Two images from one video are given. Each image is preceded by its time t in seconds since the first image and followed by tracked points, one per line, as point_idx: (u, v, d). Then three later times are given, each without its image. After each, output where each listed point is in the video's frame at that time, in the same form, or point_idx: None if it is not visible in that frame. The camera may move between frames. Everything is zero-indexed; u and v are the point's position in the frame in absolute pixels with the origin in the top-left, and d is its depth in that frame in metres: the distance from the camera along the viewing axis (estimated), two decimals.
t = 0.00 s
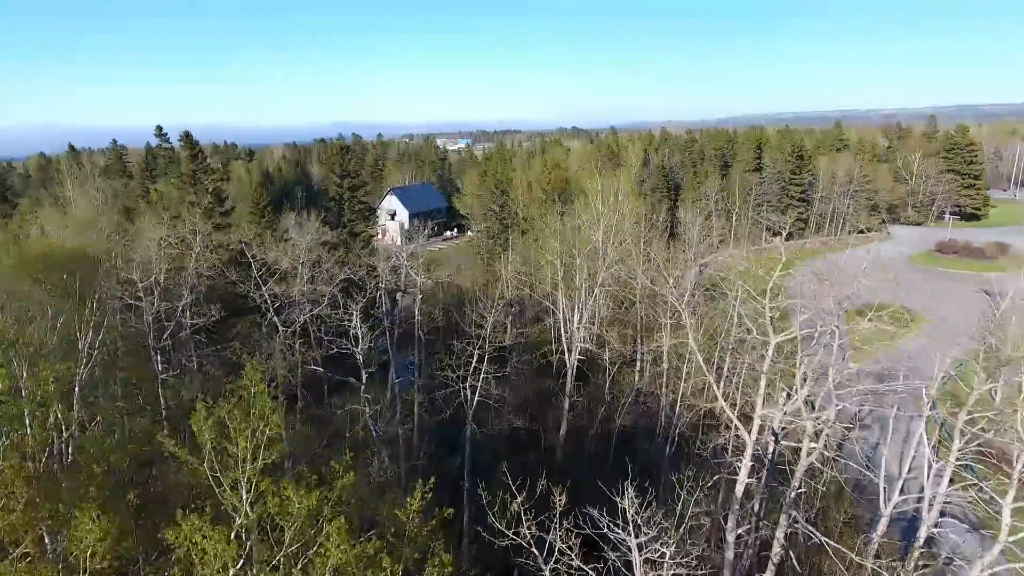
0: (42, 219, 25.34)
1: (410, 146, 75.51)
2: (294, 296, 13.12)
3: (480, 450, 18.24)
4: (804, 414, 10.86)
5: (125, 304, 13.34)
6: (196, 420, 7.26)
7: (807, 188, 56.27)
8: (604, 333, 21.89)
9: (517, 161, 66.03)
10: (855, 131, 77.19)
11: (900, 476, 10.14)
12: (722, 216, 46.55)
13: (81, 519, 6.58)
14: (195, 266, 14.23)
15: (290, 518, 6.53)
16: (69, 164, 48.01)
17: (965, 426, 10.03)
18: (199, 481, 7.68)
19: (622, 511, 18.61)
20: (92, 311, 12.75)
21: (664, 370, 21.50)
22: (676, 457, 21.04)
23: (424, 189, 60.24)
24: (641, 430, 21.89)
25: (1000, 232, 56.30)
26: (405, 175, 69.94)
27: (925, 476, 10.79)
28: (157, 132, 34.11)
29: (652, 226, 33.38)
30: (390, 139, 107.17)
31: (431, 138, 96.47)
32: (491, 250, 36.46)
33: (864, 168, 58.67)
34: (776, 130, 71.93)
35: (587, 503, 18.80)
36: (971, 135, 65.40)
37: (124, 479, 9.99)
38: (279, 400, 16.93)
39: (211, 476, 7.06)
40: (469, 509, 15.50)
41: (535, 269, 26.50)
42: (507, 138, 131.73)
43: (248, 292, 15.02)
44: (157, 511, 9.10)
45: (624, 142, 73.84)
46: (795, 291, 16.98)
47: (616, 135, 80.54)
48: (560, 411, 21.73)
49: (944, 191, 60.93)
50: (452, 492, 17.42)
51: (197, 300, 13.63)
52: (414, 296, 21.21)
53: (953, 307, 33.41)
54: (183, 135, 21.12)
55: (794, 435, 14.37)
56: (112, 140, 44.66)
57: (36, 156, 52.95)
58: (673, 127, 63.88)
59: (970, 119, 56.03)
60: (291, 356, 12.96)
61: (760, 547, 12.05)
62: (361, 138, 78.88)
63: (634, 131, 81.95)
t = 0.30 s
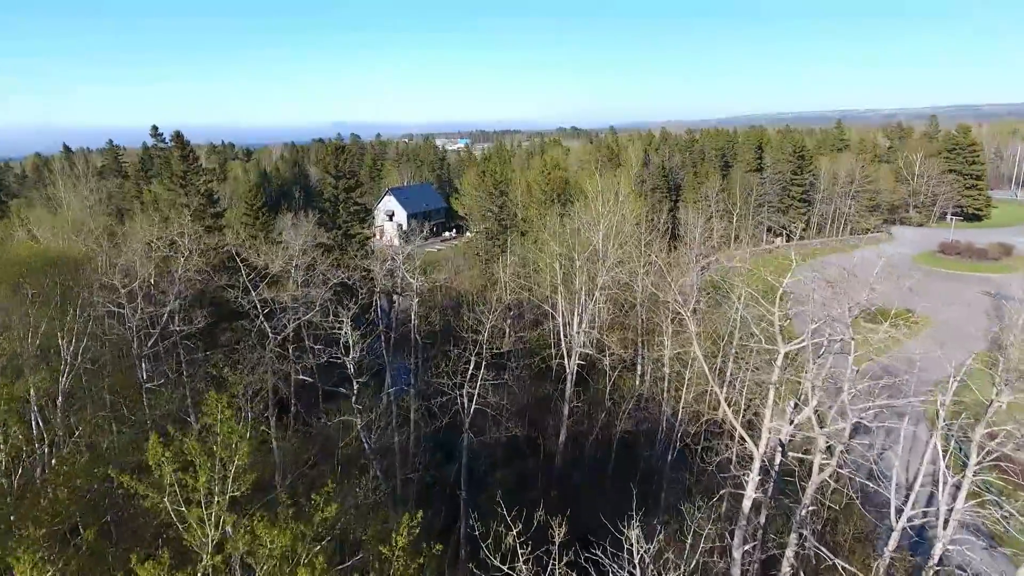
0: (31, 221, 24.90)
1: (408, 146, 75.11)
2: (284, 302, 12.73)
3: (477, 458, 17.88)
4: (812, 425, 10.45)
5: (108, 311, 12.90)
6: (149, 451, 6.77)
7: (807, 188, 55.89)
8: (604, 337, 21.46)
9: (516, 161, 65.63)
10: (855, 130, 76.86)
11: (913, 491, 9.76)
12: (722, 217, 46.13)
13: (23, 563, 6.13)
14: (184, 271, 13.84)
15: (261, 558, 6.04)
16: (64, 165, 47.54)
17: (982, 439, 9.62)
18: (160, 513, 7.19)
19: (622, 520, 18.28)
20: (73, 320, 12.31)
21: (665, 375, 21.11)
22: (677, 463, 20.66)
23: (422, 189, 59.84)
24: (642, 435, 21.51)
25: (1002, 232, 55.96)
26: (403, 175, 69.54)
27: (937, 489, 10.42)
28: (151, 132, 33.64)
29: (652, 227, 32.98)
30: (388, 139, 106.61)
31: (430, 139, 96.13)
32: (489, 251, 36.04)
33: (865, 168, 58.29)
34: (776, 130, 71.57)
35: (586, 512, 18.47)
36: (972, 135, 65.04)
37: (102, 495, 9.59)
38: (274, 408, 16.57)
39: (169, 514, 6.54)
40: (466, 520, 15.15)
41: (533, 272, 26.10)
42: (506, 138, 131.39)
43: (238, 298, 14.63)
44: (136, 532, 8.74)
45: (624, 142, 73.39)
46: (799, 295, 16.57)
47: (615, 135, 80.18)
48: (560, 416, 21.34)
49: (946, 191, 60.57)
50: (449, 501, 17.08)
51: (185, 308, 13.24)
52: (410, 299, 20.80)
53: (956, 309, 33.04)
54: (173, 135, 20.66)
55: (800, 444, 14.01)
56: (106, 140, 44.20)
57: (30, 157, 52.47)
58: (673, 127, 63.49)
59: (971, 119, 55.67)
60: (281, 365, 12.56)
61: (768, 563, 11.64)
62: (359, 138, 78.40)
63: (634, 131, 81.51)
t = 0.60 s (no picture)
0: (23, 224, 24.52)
1: (408, 146, 74.75)
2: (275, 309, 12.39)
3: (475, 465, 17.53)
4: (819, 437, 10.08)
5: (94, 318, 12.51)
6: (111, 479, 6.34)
7: (809, 189, 55.57)
8: (605, 341, 21.07)
9: (516, 161, 65.26)
10: (857, 131, 76.58)
11: (925, 506, 9.40)
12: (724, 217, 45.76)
13: None
14: (172, 276, 13.48)
15: None
16: (61, 166, 47.23)
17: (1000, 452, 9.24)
18: (123, 546, 6.79)
19: (622, 527, 17.93)
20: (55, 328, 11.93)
21: (667, 380, 20.73)
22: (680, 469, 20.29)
23: (421, 189, 59.49)
24: (644, 440, 21.13)
25: (1005, 233, 55.55)
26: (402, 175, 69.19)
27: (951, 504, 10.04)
28: (147, 132, 33.32)
29: (653, 228, 32.63)
30: (388, 139, 106.35)
31: (430, 139, 95.86)
32: (489, 252, 35.74)
33: (867, 168, 57.93)
34: (778, 130, 71.23)
35: (586, 519, 18.13)
36: (975, 135, 64.68)
37: (82, 510, 9.23)
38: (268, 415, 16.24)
39: (135, 545, 6.17)
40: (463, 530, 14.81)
41: (533, 274, 25.74)
42: (507, 138, 131.23)
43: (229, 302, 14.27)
44: (115, 550, 8.40)
45: (624, 142, 73.02)
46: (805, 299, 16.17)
47: (615, 135, 79.88)
48: (560, 421, 20.97)
49: (948, 192, 60.22)
50: (446, 509, 16.74)
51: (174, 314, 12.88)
52: (408, 303, 20.41)
53: (961, 311, 32.69)
54: (166, 134, 20.29)
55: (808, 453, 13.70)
56: (102, 141, 43.88)
57: (27, 158, 52.19)
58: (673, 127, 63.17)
59: (974, 119, 55.29)
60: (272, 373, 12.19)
61: None
62: (358, 138, 78.01)
63: (634, 131, 81.09)
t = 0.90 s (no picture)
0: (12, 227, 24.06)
1: (406, 146, 74.29)
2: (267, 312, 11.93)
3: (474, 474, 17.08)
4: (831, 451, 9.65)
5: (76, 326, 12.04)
6: (64, 525, 5.86)
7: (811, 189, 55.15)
8: (606, 346, 20.62)
9: (515, 161, 64.81)
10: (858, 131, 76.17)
11: (940, 523, 9.01)
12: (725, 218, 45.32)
13: None
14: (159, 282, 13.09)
15: None
16: (55, 167, 46.75)
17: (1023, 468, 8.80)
18: None
19: (624, 536, 17.47)
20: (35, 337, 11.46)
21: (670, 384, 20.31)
22: (683, 476, 19.85)
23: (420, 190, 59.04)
24: (647, 448, 20.67)
25: (1008, 233, 55.17)
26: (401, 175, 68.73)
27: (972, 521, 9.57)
28: (140, 133, 32.83)
29: (654, 229, 32.21)
30: (386, 139, 105.94)
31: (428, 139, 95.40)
32: (488, 253, 35.30)
33: (869, 168, 57.53)
34: (778, 130, 70.81)
35: (588, 528, 17.66)
36: (977, 134, 64.30)
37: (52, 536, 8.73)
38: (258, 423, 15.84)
39: None
40: (461, 542, 14.34)
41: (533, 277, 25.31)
42: (506, 138, 130.79)
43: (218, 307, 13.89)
44: None
45: (624, 142, 72.58)
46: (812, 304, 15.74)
47: (615, 135, 79.45)
48: (559, 427, 20.51)
49: (950, 192, 59.84)
50: (444, 519, 16.30)
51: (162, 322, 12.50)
52: (406, 307, 19.99)
53: (966, 313, 32.30)
54: (157, 134, 19.81)
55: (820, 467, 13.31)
56: (96, 142, 43.40)
57: (21, 159, 51.69)
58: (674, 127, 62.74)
59: (977, 118, 54.90)
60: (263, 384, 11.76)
61: None
62: (357, 138, 77.52)
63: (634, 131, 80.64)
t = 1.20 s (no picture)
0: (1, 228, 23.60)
1: (406, 146, 73.92)
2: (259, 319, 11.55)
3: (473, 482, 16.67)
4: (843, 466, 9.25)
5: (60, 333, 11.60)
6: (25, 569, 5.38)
7: (813, 189, 54.74)
8: (609, 350, 20.18)
9: (515, 161, 64.46)
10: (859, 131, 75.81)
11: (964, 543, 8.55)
12: (727, 219, 44.89)
13: None
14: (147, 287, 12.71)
15: None
16: (51, 167, 46.33)
17: None
18: None
19: (627, 545, 17.01)
20: (17, 344, 11.02)
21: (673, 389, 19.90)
22: (686, 484, 19.41)
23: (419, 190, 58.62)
24: (649, 454, 20.23)
25: (1011, 234, 54.81)
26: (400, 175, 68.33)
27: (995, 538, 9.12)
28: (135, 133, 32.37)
29: (656, 230, 31.80)
30: (386, 139, 105.69)
31: (428, 139, 95.20)
32: (488, 255, 34.94)
33: (871, 168, 57.13)
34: (780, 130, 70.40)
35: (590, 537, 17.20)
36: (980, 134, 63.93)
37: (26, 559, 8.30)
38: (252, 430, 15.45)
39: None
40: (459, 554, 13.90)
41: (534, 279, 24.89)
42: (506, 138, 130.56)
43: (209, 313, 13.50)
44: None
45: (625, 142, 72.16)
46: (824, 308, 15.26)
47: (615, 135, 79.08)
48: (560, 433, 20.09)
49: (953, 192, 59.50)
50: (443, 529, 15.85)
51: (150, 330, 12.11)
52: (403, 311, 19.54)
53: (972, 315, 31.92)
54: (148, 134, 19.38)
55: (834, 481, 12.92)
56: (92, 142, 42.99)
57: (16, 159, 51.28)
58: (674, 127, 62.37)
59: (980, 118, 54.48)
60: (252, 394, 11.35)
61: None
62: (356, 137, 77.12)
63: (634, 131, 80.25)
